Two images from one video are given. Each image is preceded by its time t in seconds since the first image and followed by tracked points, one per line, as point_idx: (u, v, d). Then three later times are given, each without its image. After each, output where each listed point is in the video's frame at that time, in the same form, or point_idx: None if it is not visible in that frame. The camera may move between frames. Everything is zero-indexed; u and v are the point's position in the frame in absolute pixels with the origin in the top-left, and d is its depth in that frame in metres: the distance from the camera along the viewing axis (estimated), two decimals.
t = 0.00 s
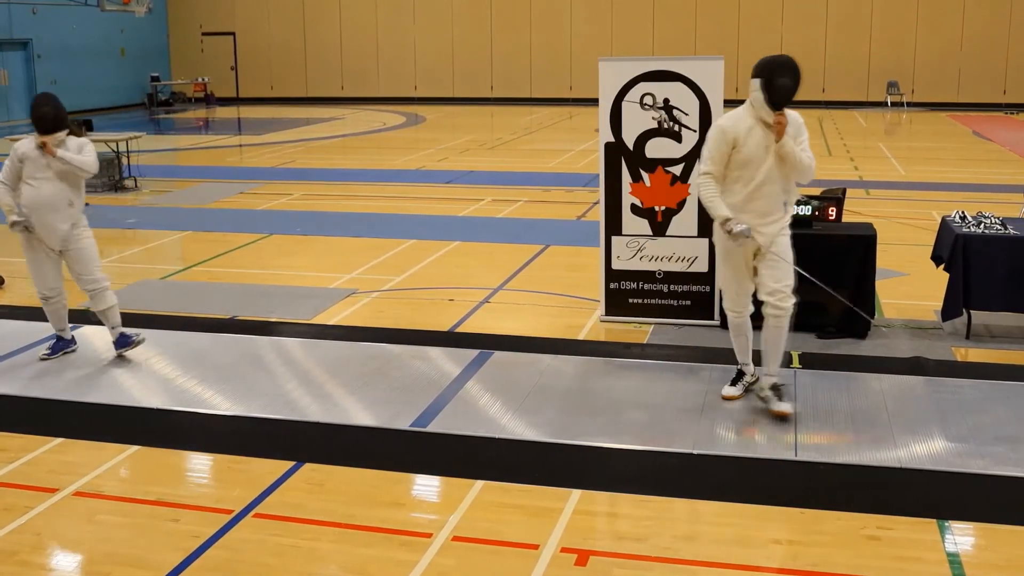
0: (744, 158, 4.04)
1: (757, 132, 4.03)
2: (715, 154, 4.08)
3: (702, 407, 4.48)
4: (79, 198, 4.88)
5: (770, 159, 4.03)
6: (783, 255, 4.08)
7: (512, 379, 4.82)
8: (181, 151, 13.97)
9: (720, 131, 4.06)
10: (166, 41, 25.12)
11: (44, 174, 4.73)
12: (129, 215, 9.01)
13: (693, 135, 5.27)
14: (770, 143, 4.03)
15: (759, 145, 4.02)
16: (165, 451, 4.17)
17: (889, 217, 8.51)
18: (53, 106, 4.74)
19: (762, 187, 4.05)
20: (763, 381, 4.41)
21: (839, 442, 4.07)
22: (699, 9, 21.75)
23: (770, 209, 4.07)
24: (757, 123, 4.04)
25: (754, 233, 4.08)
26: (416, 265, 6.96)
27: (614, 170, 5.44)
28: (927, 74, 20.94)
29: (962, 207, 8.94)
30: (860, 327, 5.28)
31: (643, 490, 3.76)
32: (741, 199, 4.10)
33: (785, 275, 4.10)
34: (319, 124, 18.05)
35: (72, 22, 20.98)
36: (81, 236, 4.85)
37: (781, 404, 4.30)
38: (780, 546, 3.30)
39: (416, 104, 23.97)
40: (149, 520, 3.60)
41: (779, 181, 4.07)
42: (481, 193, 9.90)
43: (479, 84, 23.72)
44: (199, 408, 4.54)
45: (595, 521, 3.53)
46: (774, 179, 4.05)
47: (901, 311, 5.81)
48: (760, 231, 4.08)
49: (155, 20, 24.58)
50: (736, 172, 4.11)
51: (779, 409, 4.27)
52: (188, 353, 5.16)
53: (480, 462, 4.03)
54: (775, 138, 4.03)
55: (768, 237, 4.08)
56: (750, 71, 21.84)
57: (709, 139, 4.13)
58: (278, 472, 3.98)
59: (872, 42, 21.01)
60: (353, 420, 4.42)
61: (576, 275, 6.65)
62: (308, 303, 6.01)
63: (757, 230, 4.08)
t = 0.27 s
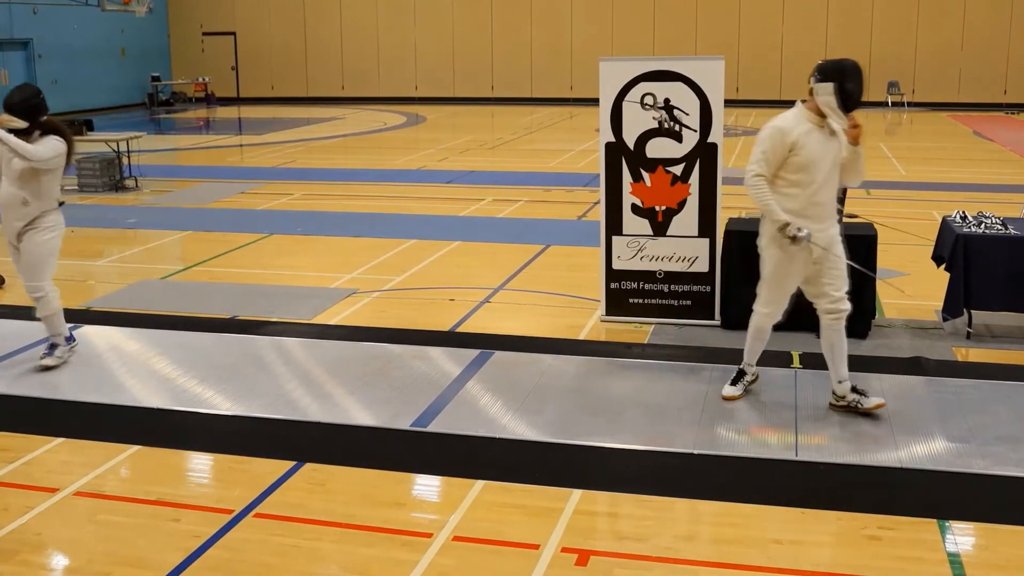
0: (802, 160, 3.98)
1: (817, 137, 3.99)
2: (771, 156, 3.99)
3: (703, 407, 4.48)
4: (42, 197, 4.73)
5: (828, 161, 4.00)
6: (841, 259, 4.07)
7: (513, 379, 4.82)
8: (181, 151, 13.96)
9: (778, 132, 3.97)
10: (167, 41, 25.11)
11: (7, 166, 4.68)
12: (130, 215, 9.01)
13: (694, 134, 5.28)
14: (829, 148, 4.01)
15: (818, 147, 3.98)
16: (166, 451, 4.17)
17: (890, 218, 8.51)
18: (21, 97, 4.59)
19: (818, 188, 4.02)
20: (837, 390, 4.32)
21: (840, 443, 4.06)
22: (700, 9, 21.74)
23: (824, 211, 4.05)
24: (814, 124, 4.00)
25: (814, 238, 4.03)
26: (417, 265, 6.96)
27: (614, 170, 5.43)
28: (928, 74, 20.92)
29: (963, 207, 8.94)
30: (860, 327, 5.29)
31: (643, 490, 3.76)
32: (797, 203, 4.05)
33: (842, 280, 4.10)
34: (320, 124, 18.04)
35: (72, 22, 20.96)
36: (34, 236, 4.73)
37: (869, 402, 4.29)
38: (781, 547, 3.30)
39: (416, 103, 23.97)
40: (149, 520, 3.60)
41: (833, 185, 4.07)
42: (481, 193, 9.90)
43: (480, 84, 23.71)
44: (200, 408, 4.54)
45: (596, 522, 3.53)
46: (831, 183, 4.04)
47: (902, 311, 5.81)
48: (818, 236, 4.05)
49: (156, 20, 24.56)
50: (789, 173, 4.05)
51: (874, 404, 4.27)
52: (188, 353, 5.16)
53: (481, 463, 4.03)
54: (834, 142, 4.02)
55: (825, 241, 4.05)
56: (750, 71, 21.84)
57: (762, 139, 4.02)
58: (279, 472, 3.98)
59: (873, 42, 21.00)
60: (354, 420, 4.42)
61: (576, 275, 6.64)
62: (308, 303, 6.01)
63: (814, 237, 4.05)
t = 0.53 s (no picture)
0: (867, 159, 3.83)
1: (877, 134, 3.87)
2: (835, 156, 3.83)
3: (704, 407, 4.47)
4: None
5: (890, 158, 3.87)
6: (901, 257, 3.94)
7: (513, 379, 4.81)
8: (182, 151, 13.96)
9: (840, 131, 3.82)
10: (167, 41, 25.11)
11: None
12: (130, 214, 9.01)
13: (694, 134, 5.29)
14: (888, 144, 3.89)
15: (880, 144, 3.85)
16: (166, 451, 4.17)
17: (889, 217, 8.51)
18: None
19: (882, 186, 3.88)
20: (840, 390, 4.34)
21: (839, 442, 4.07)
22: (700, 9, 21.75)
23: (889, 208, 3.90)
24: (872, 122, 3.88)
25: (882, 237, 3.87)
26: (417, 265, 6.96)
27: (615, 170, 5.43)
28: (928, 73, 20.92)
29: (963, 207, 8.94)
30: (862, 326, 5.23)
31: (643, 489, 3.76)
32: (862, 203, 3.89)
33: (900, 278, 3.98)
34: (320, 124, 18.05)
35: (72, 22, 20.96)
36: None
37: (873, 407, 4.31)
38: (781, 546, 3.30)
39: (416, 103, 23.97)
40: (150, 520, 3.60)
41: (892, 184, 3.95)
42: (481, 193, 9.90)
43: (480, 85, 23.71)
44: (200, 408, 4.54)
45: (596, 521, 3.53)
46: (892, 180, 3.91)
47: (902, 312, 5.81)
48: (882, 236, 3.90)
49: (156, 19, 24.55)
50: (850, 173, 3.89)
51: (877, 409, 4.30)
52: (188, 352, 5.15)
53: (480, 463, 4.03)
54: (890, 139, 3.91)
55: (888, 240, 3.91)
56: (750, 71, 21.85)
57: (823, 139, 3.86)
58: (278, 471, 3.99)
59: (873, 41, 21.00)
60: (353, 420, 4.42)
61: (577, 275, 6.64)
62: (308, 303, 6.01)
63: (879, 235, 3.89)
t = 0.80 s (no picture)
0: (929, 165, 3.70)
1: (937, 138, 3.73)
2: (900, 162, 3.66)
3: (704, 407, 4.47)
4: None
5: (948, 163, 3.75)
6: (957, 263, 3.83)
7: (513, 379, 4.81)
8: (182, 151, 13.97)
9: (906, 136, 3.66)
10: (167, 41, 25.12)
11: None
12: (130, 214, 9.01)
13: (694, 134, 5.29)
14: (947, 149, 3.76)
15: (940, 150, 3.72)
16: (166, 451, 4.18)
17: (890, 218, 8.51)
18: None
19: (940, 193, 3.76)
20: (841, 390, 4.30)
21: (839, 442, 4.07)
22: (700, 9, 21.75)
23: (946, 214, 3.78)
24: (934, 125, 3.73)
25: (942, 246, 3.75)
26: (417, 265, 6.96)
27: (615, 170, 5.43)
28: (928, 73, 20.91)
29: (963, 207, 8.94)
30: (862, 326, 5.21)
31: (643, 489, 3.77)
32: (922, 209, 3.75)
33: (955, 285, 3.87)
34: (320, 124, 18.05)
35: (72, 22, 20.96)
36: None
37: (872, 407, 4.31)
38: (782, 546, 3.30)
39: (416, 104, 23.96)
40: (150, 520, 3.60)
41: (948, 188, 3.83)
42: (481, 194, 9.90)
43: (480, 85, 23.71)
44: (201, 408, 4.54)
45: (596, 521, 3.53)
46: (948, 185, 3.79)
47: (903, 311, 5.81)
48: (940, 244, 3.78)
49: (156, 19, 24.56)
50: (913, 179, 3.73)
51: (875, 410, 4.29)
52: (187, 352, 5.15)
53: (480, 463, 4.03)
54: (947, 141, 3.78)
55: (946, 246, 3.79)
56: (750, 71, 21.85)
57: (888, 145, 3.68)
58: (278, 472, 3.99)
59: (874, 42, 21.00)
60: (353, 420, 4.42)
61: (577, 275, 6.64)
62: (308, 303, 6.01)
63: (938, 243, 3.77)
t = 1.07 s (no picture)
0: (1006, 168, 3.59)
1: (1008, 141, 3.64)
2: (982, 165, 3.54)
3: (705, 407, 4.47)
4: None
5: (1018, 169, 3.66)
6: None
7: (515, 379, 4.81)
8: (183, 151, 13.98)
9: (989, 138, 3.54)
10: (168, 41, 25.14)
11: None
12: (131, 214, 9.02)
13: (695, 134, 5.29)
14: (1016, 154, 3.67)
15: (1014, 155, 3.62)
16: (167, 451, 4.18)
17: (890, 218, 8.51)
18: None
19: (1012, 199, 3.66)
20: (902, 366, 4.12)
21: (841, 442, 4.07)
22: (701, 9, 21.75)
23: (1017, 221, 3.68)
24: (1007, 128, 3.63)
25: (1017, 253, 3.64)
26: (418, 265, 6.96)
27: (615, 170, 5.43)
28: (929, 73, 20.90)
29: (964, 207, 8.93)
30: (862, 327, 5.21)
31: (644, 489, 3.77)
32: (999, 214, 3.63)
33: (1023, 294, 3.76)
34: (322, 124, 18.06)
35: (73, 22, 20.98)
36: None
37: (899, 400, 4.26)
38: (782, 546, 3.30)
39: (417, 104, 23.96)
40: (151, 520, 3.60)
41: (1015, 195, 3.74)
42: (482, 194, 9.91)
43: (481, 85, 23.70)
44: (202, 408, 4.54)
45: (597, 521, 3.53)
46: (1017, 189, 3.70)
47: (904, 312, 5.81)
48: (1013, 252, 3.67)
49: (156, 19, 24.57)
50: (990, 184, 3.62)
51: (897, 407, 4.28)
52: (188, 352, 5.15)
53: (481, 463, 4.03)
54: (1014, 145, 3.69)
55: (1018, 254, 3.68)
56: (751, 71, 21.86)
57: (970, 147, 3.55)
58: (279, 471, 3.99)
59: (874, 42, 20.99)
60: (354, 420, 4.43)
61: (578, 275, 6.64)
62: (310, 303, 6.00)
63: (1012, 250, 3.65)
